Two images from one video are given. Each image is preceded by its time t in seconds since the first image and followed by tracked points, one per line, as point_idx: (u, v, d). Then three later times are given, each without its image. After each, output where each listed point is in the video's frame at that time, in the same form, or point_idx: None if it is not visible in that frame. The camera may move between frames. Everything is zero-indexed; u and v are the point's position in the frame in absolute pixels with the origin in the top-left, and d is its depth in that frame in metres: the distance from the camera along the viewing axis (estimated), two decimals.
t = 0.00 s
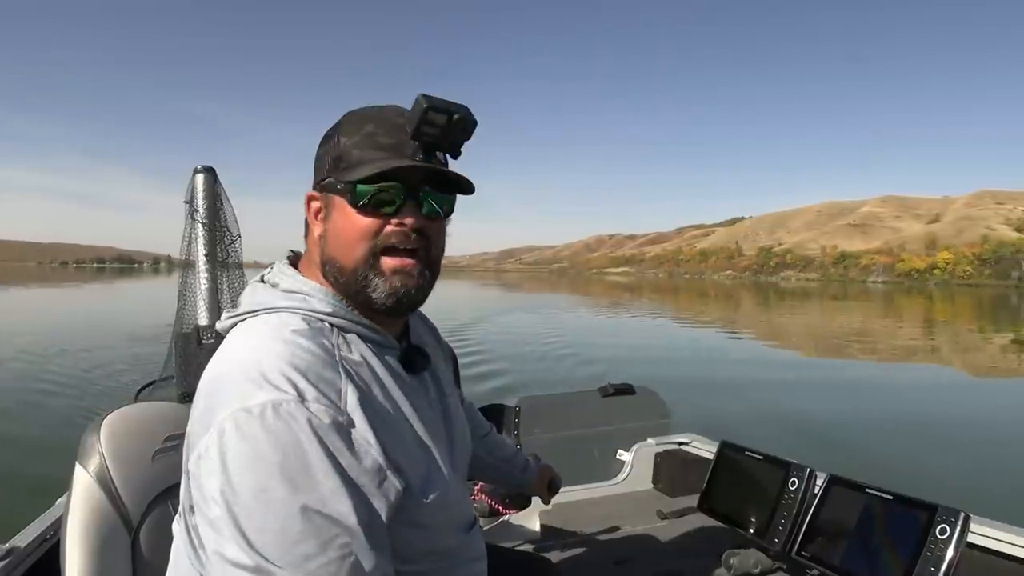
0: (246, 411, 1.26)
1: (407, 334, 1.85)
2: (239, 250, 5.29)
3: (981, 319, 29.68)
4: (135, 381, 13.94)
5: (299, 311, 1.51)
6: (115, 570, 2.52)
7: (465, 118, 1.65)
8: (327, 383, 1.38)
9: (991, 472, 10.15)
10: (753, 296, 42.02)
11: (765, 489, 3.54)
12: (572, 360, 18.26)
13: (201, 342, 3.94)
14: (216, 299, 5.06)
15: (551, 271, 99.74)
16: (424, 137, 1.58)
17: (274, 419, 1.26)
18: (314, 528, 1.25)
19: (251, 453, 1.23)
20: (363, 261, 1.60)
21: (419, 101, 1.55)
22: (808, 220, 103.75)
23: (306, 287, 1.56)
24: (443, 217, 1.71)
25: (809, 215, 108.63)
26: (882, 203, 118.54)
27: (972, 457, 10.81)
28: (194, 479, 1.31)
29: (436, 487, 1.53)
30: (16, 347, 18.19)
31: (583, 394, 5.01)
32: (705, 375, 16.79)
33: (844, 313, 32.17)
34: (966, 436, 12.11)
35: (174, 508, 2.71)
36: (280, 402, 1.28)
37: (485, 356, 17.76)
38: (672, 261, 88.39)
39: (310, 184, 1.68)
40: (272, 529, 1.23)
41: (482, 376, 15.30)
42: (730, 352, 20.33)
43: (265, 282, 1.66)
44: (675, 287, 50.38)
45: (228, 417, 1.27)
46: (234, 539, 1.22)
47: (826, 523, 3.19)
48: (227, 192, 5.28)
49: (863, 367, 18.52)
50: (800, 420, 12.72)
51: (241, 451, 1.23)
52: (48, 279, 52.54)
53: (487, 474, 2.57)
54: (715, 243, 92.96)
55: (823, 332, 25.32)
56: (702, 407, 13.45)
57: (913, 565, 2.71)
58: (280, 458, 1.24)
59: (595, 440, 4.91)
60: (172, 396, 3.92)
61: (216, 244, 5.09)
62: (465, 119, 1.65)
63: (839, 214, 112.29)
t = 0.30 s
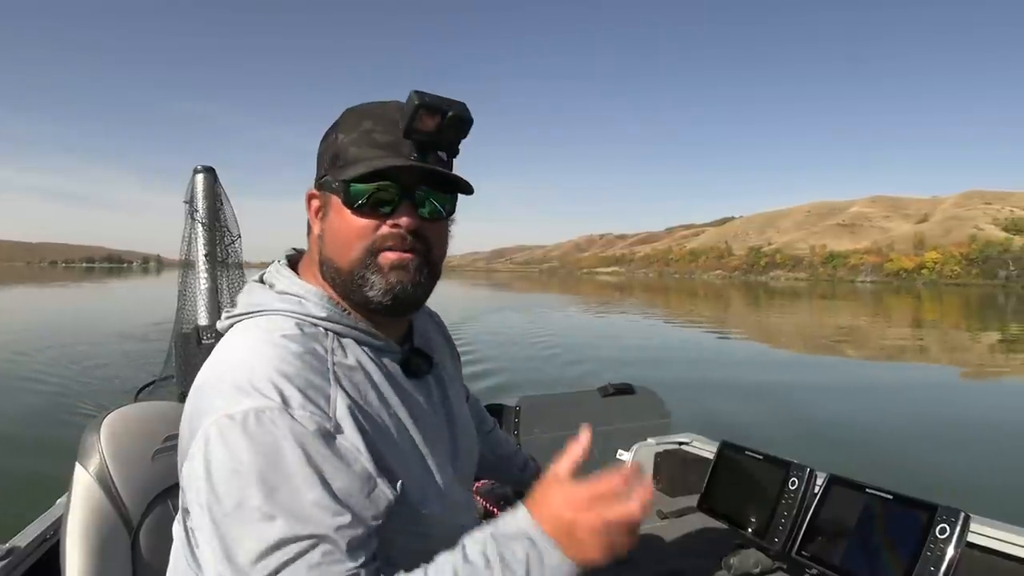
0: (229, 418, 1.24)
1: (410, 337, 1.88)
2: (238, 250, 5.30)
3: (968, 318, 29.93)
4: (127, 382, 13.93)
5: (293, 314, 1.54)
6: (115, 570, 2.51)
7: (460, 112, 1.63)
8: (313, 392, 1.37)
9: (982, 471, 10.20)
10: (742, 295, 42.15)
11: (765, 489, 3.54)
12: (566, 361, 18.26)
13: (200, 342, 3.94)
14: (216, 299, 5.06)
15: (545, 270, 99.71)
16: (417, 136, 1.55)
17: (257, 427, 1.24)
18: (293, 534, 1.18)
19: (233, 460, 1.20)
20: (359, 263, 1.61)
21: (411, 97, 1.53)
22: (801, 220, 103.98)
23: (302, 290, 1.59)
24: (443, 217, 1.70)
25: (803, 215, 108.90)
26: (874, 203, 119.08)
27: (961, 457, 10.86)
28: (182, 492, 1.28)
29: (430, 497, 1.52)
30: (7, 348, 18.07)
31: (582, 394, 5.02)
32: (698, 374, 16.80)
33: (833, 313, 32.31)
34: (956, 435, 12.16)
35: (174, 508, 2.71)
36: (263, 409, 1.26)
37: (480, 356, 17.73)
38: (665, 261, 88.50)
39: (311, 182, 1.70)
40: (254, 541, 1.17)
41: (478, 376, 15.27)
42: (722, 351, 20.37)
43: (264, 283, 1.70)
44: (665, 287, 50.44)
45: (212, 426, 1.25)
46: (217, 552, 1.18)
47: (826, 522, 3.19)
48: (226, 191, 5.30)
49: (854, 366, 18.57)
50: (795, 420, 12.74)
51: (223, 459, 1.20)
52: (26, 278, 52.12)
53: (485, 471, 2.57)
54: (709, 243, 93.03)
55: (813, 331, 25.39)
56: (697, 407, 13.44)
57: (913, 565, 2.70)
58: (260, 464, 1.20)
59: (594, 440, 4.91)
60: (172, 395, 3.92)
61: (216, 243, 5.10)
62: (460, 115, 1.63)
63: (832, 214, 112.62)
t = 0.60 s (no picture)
0: (208, 434, 1.22)
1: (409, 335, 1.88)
2: (238, 249, 5.30)
3: (955, 317, 30.16)
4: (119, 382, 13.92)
5: (281, 320, 1.56)
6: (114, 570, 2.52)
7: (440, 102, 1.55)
8: (298, 404, 1.32)
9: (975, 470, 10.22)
10: (732, 295, 42.29)
11: (764, 489, 3.54)
12: (560, 361, 18.26)
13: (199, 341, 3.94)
14: (215, 299, 5.07)
15: (539, 271, 99.69)
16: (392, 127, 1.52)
17: (233, 444, 1.19)
18: (269, 550, 1.12)
19: (209, 479, 1.17)
20: (342, 263, 1.58)
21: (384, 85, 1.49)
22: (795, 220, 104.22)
23: (291, 294, 1.62)
24: (432, 213, 1.65)
25: (797, 214, 109.11)
26: (866, 203, 119.60)
27: (957, 456, 10.86)
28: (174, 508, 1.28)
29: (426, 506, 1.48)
30: None
31: (582, 394, 5.04)
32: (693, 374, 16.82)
33: (823, 312, 32.42)
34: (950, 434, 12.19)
35: (172, 508, 2.70)
36: (241, 425, 1.22)
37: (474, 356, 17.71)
38: (659, 261, 88.65)
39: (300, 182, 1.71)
40: (231, 563, 1.13)
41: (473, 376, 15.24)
42: (714, 351, 20.39)
43: (255, 285, 1.75)
44: (656, 287, 50.51)
45: (192, 444, 1.23)
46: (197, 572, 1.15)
47: (826, 522, 3.19)
48: (225, 191, 5.30)
49: (845, 366, 18.61)
50: (790, 419, 12.76)
51: (200, 479, 1.18)
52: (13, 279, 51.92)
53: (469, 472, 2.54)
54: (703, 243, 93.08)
55: (803, 330, 25.46)
56: (692, 408, 13.42)
57: (913, 564, 2.70)
58: (235, 484, 1.16)
59: (594, 440, 4.90)
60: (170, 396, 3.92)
61: (216, 243, 5.10)
62: (439, 106, 1.56)
63: (824, 213, 113.12)
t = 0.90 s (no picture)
0: (181, 438, 1.23)
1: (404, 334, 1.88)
2: (238, 249, 5.30)
3: (943, 315, 30.33)
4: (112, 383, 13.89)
5: (265, 322, 1.56)
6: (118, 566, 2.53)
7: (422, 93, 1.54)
8: (273, 410, 1.31)
9: (969, 467, 10.25)
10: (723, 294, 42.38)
11: (764, 489, 3.55)
12: (555, 360, 18.26)
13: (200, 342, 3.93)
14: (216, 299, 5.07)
15: (534, 270, 99.66)
16: (371, 118, 1.52)
17: (203, 451, 1.19)
18: (230, 558, 1.11)
19: (178, 484, 1.17)
20: (326, 262, 1.56)
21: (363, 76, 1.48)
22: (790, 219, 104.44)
23: (277, 295, 1.62)
24: (420, 208, 1.66)
25: (791, 213, 109.30)
26: (861, 203, 119.91)
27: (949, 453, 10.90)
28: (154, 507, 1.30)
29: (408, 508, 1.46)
30: None
31: (582, 394, 5.05)
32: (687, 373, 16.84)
33: (814, 310, 32.54)
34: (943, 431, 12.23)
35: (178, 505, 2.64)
36: (212, 431, 1.22)
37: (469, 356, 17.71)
38: (654, 261, 88.67)
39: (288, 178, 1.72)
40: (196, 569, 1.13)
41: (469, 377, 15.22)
42: (707, 350, 20.44)
43: (243, 286, 1.75)
44: (648, 287, 50.60)
45: (167, 447, 1.24)
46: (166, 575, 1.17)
47: (826, 522, 3.20)
48: (224, 191, 5.30)
49: (837, 364, 18.67)
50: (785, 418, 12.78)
51: (170, 483, 1.18)
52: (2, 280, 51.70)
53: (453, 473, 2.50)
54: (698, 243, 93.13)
55: (794, 328, 25.54)
56: (687, 408, 13.43)
57: (913, 565, 2.71)
58: (202, 489, 1.16)
59: (594, 439, 4.90)
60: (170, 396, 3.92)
61: (216, 243, 5.10)
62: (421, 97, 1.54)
63: (818, 213, 113.35)
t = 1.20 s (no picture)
0: (151, 427, 1.24)
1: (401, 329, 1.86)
2: (238, 249, 5.31)
3: (933, 312, 30.45)
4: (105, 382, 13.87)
5: (251, 316, 1.56)
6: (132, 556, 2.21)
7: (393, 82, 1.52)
8: (244, 402, 1.31)
9: (962, 464, 10.28)
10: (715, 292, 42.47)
11: (764, 489, 3.55)
12: (549, 360, 18.26)
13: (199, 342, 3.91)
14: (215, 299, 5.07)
15: (529, 270, 99.63)
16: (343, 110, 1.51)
17: (171, 440, 1.20)
18: (191, 551, 1.13)
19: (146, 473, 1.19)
20: (308, 258, 1.55)
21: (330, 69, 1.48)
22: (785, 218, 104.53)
23: (266, 291, 1.61)
24: (405, 202, 1.64)
25: (787, 212, 109.43)
26: (855, 202, 120.11)
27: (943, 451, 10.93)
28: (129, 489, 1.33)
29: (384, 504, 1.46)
30: None
31: (583, 394, 5.07)
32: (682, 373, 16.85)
33: (805, 308, 32.66)
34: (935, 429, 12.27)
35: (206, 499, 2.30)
36: (180, 421, 1.22)
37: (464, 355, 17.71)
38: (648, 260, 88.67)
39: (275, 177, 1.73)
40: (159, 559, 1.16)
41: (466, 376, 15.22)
42: (700, 349, 20.47)
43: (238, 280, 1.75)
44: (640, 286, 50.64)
45: (139, 435, 1.26)
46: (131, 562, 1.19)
47: (826, 522, 3.20)
48: (224, 191, 5.31)
49: (828, 363, 18.71)
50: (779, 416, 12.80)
51: (139, 472, 1.20)
52: None
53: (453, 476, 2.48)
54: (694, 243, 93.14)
55: (785, 326, 25.62)
56: (682, 407, 13.45)
57: (913, 564, 2.71)
58: (168, 480, 1.17)
59: (595, 439, 4.90)
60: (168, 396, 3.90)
61: (216, 243, 5.10)
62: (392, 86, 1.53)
63: (812, 212, 113.50)
